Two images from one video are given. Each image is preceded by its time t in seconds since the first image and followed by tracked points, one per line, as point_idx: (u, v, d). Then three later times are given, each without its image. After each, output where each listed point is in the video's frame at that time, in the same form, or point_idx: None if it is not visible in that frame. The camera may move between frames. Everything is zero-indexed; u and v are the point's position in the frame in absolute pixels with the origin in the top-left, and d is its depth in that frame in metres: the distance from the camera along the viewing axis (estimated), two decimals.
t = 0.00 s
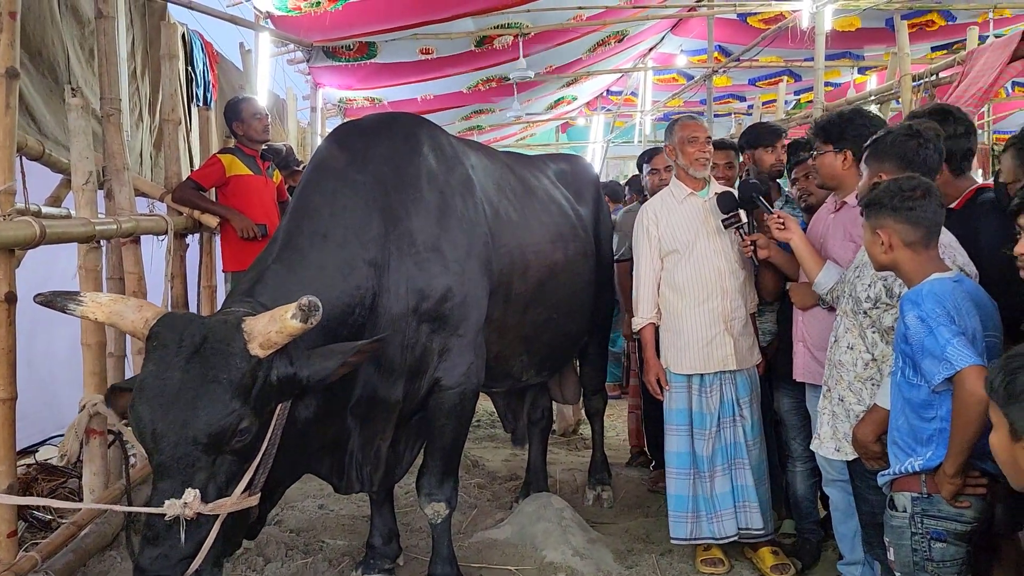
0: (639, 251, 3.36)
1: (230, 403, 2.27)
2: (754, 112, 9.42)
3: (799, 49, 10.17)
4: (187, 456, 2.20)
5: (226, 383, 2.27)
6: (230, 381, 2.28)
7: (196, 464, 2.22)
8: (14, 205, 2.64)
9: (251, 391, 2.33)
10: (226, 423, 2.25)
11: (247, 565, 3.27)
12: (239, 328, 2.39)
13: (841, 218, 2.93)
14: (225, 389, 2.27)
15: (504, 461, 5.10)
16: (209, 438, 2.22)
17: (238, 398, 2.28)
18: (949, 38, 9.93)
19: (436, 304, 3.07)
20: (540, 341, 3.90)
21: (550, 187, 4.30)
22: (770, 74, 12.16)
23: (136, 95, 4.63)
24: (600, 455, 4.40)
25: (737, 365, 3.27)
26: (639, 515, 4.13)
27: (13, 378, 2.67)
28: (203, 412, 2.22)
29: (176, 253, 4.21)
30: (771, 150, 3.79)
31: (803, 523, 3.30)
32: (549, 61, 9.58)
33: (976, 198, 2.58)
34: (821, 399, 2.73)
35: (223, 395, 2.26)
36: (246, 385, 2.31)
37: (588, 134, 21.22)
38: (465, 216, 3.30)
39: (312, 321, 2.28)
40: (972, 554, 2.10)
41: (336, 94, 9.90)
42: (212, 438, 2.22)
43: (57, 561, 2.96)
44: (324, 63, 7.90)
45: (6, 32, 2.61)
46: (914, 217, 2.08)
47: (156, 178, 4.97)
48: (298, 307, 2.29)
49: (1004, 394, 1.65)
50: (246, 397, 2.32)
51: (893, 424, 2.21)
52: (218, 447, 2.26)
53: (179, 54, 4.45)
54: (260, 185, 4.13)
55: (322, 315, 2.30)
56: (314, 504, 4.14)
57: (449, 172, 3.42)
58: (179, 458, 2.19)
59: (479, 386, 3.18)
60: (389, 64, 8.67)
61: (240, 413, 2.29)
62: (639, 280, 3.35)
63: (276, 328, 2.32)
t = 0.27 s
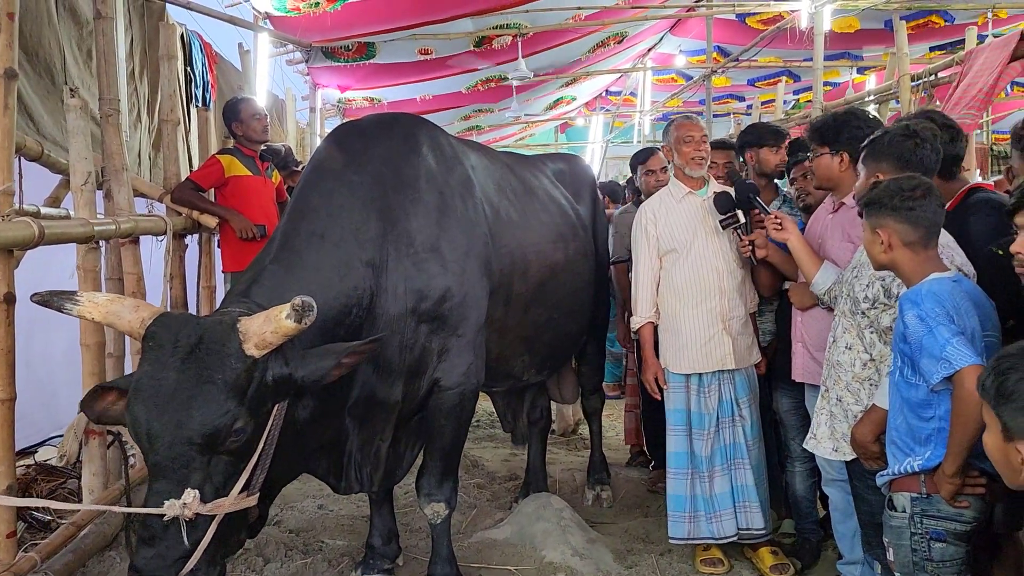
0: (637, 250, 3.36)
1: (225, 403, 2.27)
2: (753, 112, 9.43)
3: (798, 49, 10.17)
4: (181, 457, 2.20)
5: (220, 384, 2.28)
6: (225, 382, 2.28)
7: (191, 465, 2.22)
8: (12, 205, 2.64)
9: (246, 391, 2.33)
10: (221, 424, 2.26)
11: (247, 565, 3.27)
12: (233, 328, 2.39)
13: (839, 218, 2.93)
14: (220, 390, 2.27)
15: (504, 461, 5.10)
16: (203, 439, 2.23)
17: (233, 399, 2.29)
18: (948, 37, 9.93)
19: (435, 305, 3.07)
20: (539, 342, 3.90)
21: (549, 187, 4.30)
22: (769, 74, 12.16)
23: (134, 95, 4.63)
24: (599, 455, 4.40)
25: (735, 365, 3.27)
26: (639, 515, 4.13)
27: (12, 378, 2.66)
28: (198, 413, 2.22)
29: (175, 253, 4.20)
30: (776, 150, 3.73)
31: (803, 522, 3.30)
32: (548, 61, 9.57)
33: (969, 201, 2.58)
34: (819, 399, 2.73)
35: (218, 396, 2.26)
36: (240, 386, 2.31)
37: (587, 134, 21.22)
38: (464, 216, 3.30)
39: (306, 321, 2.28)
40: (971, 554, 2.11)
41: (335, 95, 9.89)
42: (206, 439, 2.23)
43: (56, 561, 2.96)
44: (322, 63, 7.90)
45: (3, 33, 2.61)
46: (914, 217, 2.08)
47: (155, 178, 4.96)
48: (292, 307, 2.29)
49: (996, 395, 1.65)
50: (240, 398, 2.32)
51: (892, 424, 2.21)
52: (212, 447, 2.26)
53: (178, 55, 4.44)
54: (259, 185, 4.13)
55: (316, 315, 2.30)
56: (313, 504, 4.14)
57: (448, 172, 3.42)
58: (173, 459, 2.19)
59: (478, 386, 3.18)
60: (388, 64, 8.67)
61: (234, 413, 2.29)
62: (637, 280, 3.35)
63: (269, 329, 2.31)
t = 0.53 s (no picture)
0: (637, 250, 3.37)
1: (225, 398, 2.26)
2: (753, 112, 9.44)
3: (797, 49, 10.19)
4: (181, 453, 2.20)
5: (221, 380, 2.27)
6: (225, 377, 2.28)
7: (190, 461, 2.22)
8: (13, 206, 2.64)
9: (246, 387, 2.33)
10: (221, 419, 2.25)
11: (247, 565, 3.27)
12: (235, 323, 2.40)
13: (838, 218, 2.93)
14: (220, 386, 2.26)
15: (504, 461, 5.10)
16: (203, 434, 2.22)
17: (233, 394, 2.28)
18: (947, 37, 9.95)
19: (435, 305, 3.07)
20: (539, 342, 3.90)
21: (549, 187, 4.31)
22: (768, 74, 12.17)
23: (134, 96, 4.63)
24: (599, 455, 4.41)
25: (735, 364, 3.27)
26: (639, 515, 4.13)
27: (12, 379, 2.66)
28: (197, 409, 2.21)
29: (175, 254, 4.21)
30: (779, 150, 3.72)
31: (803, 522, 3.30)
32: (548, 61, 9.58)
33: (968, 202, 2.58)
34: (818, 399, 2.73)
35: (218, 391, 2.26)
36: (240, 382, 2.31)
37: (587, 134, 21.22)
38: (464, 216, 3.30)
39: (307, 316, 2.27)
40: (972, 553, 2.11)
41: (334, 95, 9.89)
42: (206, 434, 2.22)
43: (57, 562, 2.96)
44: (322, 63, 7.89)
45: (3, 34, 2.61)
46: (916, 216, 2.08)
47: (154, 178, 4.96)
48: (292, 302, 2.28)
49: (995, 395, 1.65)
50: (240, 394, 2.31)
51: (893, 423, 2.21)
52: (212, 443, 2.26)
53: (177, 55, 4.44)
54: (259, 186, 4.13)
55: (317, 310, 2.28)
56: (313, 504, 4.14)
57: (448, 172, 3.42)
58: (172, 455, 2.19)
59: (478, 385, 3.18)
60: (388, 64, 8.67)
61: (235, 408, 2.29)
62: (637, 280, 3.35)
63: (272, 323, 2.31)
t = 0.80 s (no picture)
0: (637, 249, 3.37)
1: (226, 393, 2.27)
2: (752, 111, 9.43)
3: (796, 48, 10.19)
4: (182, 447, 2.19)
5: (222, 373, 2.27)
6: (226, 371, 2.28)
7: (191, 456, 2.21)
8: (12, 205, 2.64)
9: (247, 381, 2.33)
10: (222, 413, 2.25)
11: (247, 564, 3.27)
12: (235, 318, 2.40)
13: (838, 217, 2.93)
14: (220, 380, 2.26)
15: (503, 460, 5.10)
16: (205, 428, 2.22)
17: (233, 388, 2.28)
18: (945, 36, 9.95)
19: (435, 303, 3.07)
20: (539, 340, 3.90)
21: (548, 186, 4.31)
22: (767, 72, 12.17)
23: (133, 95, 4.63)
24: (599, 454, 4.41)
25: (735, 363, 3.27)
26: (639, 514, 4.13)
27: (12, 378, 2.66)
28: (198, 404, 2.21)
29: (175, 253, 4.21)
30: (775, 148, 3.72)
31: (803, 520, 3.30)
32: (547, 60, 9.58)
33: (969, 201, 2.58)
34: (817, 397, 2.73)
35: (218, 385, 2.26)
36: (241, 375, 2.31)
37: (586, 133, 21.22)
38: (464, 215, 3.30)
39: (307, 307, 2.27)
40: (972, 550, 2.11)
41: (333, 94, 9.88)
42: (207, 428, 2.22)
43: (56, 561, 2.96)
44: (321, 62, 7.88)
45: (3, 32, 2.61)
46: (917, 215, 2.08)
47: (153, 178, 4.96)
48: (293, 294, 2.28)
49: (997, 392, 1.65)
50: (241, 387, 2.31)
51: (893, 422, 2.22)
52: (212, 438, 2.25)
53: (177, 55, 4.43)
54: (258, 185, 4.13)
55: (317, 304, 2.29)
56: (313, 503, 4.14)
57: (448, 171, 3.42)
58: (173, 449, 2.18)
59: (478, 384, 3.18)
60: (387, 63, 8.66)
61: (236, 402, 2.29)
62: (637, 278, 3.36)
63: (271, 317, 2.31)
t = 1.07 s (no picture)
0: (637, 246, 3.37)
1: (222, 390, 2.26)
2: (752, 109, 9.43)
3: (795, 45, 10.18)
4: (179, 445, 2.18)
5: (218, 370, 2.27)
6: (222, 368, 2.27)
7: (188, 453, 2.21)
8: (10, 203, 2.63)
9: (243, 378, 2.33)
10: (218, 410, 2.24)
11: (246, 563, 3.26)
12: (232, 316, 2.40)
13: (837, 215, 2.93)
14: (216, 376, 2.26)
15: (503, 459, 5.10)
16: (201, 425, 2.21)
17: (229, 385, 2.28)
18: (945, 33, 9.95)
19: (433, 301, 3.07)
20: (538, 339, 3.90)
21: (547, 184, 4.30)
22: (767, 70, 12.15)
23: (131, 93, 4.62)
24: (599, 452, 4.42)
25: (735, 361, 3.27)
26: (639, 512, 4.13)
27: (10, 377, 2.66)
28: (194, 400, 2.20)
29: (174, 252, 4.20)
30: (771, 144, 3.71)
31: (803, 518, 3.30)
32: (547, 58, 9.57)
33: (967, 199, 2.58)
34: (815, 395, 2.73)
35: (214, 382, 2.25)
36: (238, 372, 2.31)
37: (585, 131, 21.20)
38: (462, 214, 3.30)
39: (301, 304, 2.28)
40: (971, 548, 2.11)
41: (332, 92, 9.87)
42: (203, 425, 2.21)
43: (55, 560, 2.96)
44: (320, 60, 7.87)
45: None
46: (917, 213, 2.08)
47: (152, 176, 4.96)
48: (287, 291, 2.28)
49: (999, 389, 1.65)
50: (238, 384, 2.31)
51: (894, 419, 2.21)
52: (208, 435, 2.25)
53: (175, 53, 4.42)
54: (257, 183, 4.12)
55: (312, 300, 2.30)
56: (312, 502, 4.13)
57: (446, 169, 3.42)
58: (169, 447, 2.18)
59: (476, 382, 3.18)
60: (386, 62, 8.65)
61: (232, 400, 2.28)
62: (637, 276, 3.35)
63: (267, 315, 2.32)
